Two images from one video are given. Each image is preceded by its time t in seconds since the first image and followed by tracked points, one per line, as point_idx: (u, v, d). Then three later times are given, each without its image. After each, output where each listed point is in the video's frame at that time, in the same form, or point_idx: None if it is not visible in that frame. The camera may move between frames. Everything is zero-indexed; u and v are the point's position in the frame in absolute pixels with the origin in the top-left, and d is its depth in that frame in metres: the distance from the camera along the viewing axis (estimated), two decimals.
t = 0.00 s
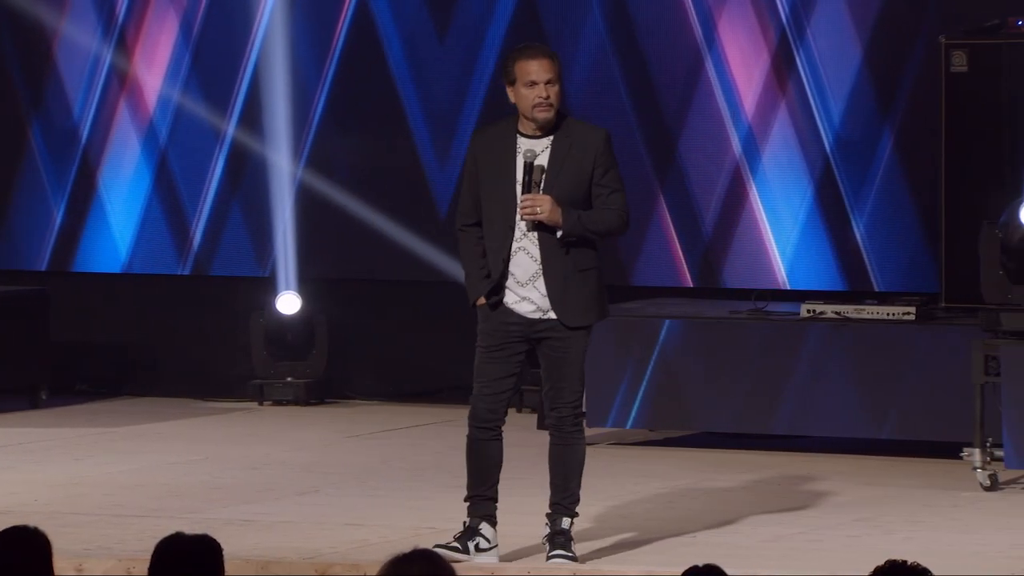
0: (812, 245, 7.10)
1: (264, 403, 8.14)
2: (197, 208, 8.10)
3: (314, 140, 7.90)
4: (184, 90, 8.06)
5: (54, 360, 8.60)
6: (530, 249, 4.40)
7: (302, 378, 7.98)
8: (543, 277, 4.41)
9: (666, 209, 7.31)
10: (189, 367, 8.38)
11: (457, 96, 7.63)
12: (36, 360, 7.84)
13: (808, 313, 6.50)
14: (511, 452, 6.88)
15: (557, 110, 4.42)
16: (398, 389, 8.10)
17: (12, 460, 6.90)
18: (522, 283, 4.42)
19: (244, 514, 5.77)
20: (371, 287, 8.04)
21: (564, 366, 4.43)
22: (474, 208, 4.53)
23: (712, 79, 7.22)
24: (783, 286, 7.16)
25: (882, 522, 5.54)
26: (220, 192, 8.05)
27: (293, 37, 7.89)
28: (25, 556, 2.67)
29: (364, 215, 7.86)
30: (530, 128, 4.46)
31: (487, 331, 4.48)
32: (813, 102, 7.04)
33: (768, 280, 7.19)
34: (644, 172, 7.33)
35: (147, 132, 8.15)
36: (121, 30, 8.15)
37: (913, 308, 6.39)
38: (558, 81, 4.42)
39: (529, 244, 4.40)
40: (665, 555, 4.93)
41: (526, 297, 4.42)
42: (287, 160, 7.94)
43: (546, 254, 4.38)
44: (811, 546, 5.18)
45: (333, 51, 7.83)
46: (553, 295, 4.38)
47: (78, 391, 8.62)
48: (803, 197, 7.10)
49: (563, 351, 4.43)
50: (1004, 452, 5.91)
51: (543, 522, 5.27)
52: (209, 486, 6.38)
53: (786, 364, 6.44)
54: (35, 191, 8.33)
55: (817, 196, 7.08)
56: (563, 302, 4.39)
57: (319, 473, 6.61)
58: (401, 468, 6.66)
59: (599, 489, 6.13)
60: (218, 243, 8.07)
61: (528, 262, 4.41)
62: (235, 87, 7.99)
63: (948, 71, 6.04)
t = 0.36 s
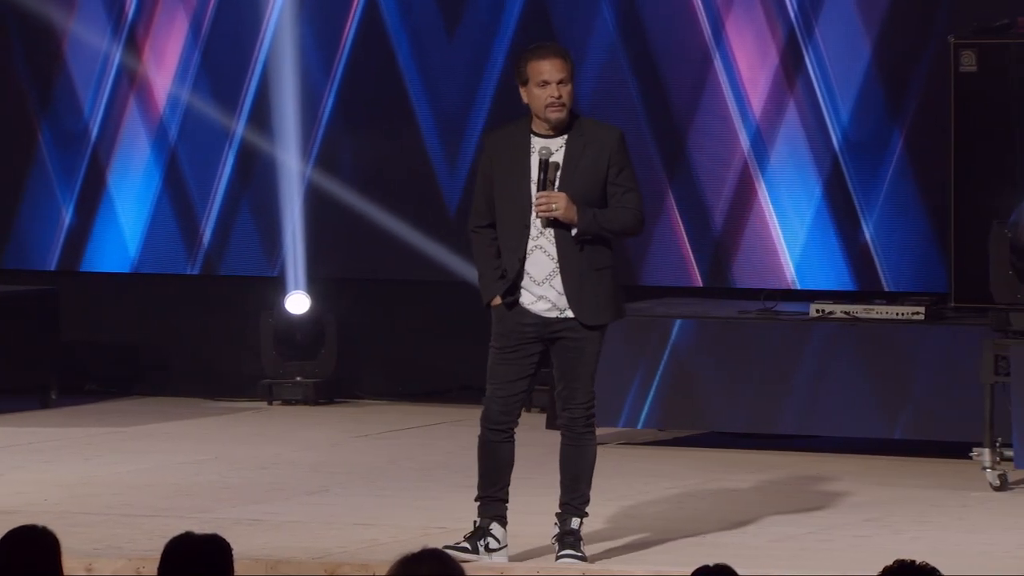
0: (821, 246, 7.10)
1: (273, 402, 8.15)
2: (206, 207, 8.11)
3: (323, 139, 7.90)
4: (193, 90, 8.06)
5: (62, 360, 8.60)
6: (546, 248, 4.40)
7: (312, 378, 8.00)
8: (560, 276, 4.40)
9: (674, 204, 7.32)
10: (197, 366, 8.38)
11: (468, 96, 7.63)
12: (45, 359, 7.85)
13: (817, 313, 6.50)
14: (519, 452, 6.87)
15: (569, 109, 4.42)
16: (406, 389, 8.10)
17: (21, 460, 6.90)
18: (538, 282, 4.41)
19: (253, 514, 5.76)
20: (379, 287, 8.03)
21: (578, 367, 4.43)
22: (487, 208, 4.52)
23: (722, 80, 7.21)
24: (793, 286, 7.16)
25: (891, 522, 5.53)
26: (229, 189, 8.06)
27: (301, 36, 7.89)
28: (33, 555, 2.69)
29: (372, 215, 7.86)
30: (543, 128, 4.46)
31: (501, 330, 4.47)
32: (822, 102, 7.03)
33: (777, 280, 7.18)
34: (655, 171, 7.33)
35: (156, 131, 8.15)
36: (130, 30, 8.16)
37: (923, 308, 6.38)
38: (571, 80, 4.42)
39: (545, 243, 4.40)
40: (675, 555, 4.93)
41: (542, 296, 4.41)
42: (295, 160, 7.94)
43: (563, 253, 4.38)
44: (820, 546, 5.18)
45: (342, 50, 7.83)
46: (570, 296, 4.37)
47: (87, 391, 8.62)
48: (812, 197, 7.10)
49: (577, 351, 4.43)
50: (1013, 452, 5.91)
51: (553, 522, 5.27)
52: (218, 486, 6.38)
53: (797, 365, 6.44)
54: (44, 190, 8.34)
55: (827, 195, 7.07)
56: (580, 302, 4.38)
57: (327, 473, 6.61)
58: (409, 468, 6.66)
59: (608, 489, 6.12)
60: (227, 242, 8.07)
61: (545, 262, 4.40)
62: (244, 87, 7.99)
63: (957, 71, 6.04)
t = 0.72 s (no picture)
0: (822, 245, 7.10)
1: (274, 403, 8.15)
2: (208, 206, 8.10)
3: (323, 139, 7.90)
4: (194, 89, 8.07)
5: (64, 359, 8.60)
6: (553, 249, 4.40)
7: (313, 379, 8.00)
8: (566, 278, 4.40)
9: (675, 202, 7.31)
10: (199, 366, 8.39)
11: (471, 97, 7.62)
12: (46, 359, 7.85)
13: (819, 313, 6.49)
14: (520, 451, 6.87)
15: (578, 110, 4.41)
16: (408, 390, 8.10)
17: (23, 460, 6.90)
18: (545, 283, 4.40)
19: (254, 514, 5.76)
20: (383, 286, 8.03)
21: (582, 369, 4.42)
22: (492, 209, 4.52)
23: (723, 80, 7.21)
24: (794, 286, 7.15)
25: (891, 522, 5.53)
26: (231, 187, 8.06)
27: (302, 35, 7.90)
28: (33, 556, 2.70)
29: (374, 215, 7.86)
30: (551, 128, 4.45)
31: (507, 331, 4.46)
32: (824, 102, 7.03)
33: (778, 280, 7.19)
34: (658, 169, 7.33)
35: (157, 131, 8.15)
36: (131, 30, 8.16)
37: (923, 308, 6.37)
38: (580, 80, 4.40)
39: (551, 243, 4.40)
40: (676, 555, 4.93)
41: (548, 297, 4.40)
42: (296, 159, 7.95)
43: (570, 254, 4.37)
44: (822, 546, 5.18)
45: (343, 50, 7.84)
46: (576, 297, 4.37)
47: (88, 391, 8.62)
48: (813, 197, 7.10)
49: (581, 353, 4.42)
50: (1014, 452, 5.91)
51: (555, 522, 5.27)
52: (219, 486, 6.38)
53: (800, 365, 6.44)
54: (45, 190, 8.35)
55: (828, 195, 7.07)
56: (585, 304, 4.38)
57: (328, 473, 6.61)
58: (411, 468, 6.66)
59: (609, 488, 6.12)
60: (228, 242, 8.07)
61: (552, 262, 4.40)
62: (245, 86, 8.00)
63: (959, 71, 6.05)
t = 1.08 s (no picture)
0: (802, 245, 7.10)
1: (256, 403, 8.14)
2: (190, 206, 8.10)
3: (305, 139, 7.90)
4: (176, 89, 8.07)
5: (46, 359, 8.59)
6: (540, 249, 4.33)
7: (294, 379, 7.99)
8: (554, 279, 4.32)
9: (658, 199, 7.32)
10: (181, 366, 8.38)
11: (454, 99, 7.63)
12: (28, 360, 7.84)
13: (800, 313, 6.51)
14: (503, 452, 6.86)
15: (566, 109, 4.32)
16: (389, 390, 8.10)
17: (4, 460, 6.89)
18: (533, 284, 4.33)
19: (235, 514, 5.76)
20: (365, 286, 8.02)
21: (568, 371, 4.36)
22: (478, 209, 4.45)
23: (706, 80, 7.21)
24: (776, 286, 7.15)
25: (871, 522, 5.53)
26: (212, 186, 8.05)
27: (283, 35, 7.90)
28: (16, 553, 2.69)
29: (356, 215, 7.86)
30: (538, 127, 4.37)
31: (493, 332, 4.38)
32: (805, 102, 7.03)
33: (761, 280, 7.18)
34: (640, 168, 7.33)
35: (139, 131, 8.15)
36: (112, 30, 8.16)
37: (906, 309, 6.38)
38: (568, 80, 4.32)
39: (538, 243, 4.33)
40: (656, 556, 4.92)
41: (536, 297, 4.32)
42: (278, 159, 7.94)
43: (558, 255, 4.31)
44: (803, 546, 5.18)
45: (324, 50, 7.83)
46: (566, 298, 4.29)
47: (70, 391, 8.61)
48: (795, 197, 7.10)
49: (568, 353, 4.35)
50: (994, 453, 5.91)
51: (536, 522, 5.26)
52: (201, 486, 6.38)
53: (780, 365, 6.44)
54: (26, 189, 8.34)
55: (810, 195, 7.07)
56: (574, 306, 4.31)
57: (310, 473, 6.60)
58: (393, 468, 6.66)
59: (590, 489, 6.12)
60: (210, 241, 8.07)
61: (540, 262, 4.33)
62: (227, 86, 8.00)
63: (940, 71, 6.05)
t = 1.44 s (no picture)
0: (767, 245, 7.11)
1: (221, 403, 8.13)
2: (155, 205, 8.08)
3: (270, 139, 7.89)
4: (141, 89, 8.05)
5: (10, 359, 8.57)
6: (510, 248, 4.33)
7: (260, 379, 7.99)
8: (524, 279, 4.32)
9: (624, 197, 7.33)
10: (146, 366, 8.37)
11: (419, 100, 7.63)
12: None
13: (766, 313, 6.52)
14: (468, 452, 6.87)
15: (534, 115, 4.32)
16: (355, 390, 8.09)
17: None
18: (503, 283, 4.32)
19: (201, 514, 5.75)
20: (332, 286, 8.01)
21: (536, 372, 4.36)
22: (445, 209, 4.45)
23: (672, 82, 7.22)
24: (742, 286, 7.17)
25: (837, 522, 5.54)
26: (177, 185, 8.04)
27: (247, 36, 7.90)
28: None
29: (322, 216, 7.85)
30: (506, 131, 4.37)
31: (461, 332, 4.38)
32: (771, 102, 7.04)
33: (726, 280, 7.19)
34: (606, 167, 7.33)
35: (103, 130, 8.13)
36: (76, 29, 8.14)
37: (870, 309, 6.42)
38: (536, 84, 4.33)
39: (508, 242, 4.33)
40: (621, 556, 4.93)
41: (506, 296, 4.32)
42: (244, 158, 7.93)
43: (528, 254, 4.31)
44: (768, 546, 5.18)
45: (289, 49, 7.82)
46: (536, 298, 4.29)
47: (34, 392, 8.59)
48: (760, 197, 7.11)
49: (536, 353, 4.35)
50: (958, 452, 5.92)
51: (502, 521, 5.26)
52: (166, 486, 6.37)
53: (747, 366, 6.45)
54: None
55: (774, 195, 7.08)
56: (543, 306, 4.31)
57: (275, 473, 6.60)
58: (358, 468, 6.66)
59: (555, 489, 6.12)
60: (175, 240, 8.07)
61: (509, 262, 4.33)
62: (192, 86, 7.99)
63: (904, 72, 6.06)
